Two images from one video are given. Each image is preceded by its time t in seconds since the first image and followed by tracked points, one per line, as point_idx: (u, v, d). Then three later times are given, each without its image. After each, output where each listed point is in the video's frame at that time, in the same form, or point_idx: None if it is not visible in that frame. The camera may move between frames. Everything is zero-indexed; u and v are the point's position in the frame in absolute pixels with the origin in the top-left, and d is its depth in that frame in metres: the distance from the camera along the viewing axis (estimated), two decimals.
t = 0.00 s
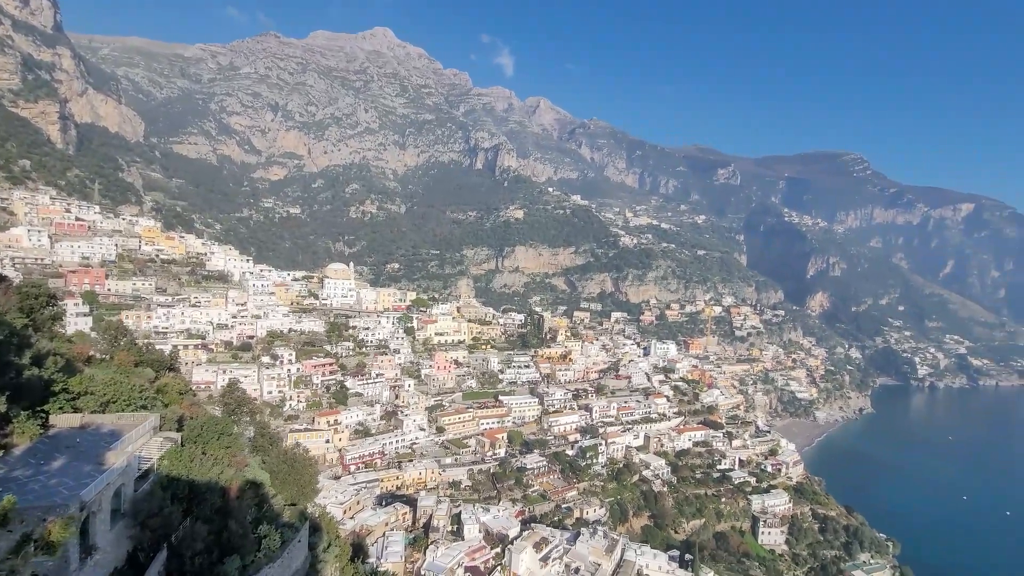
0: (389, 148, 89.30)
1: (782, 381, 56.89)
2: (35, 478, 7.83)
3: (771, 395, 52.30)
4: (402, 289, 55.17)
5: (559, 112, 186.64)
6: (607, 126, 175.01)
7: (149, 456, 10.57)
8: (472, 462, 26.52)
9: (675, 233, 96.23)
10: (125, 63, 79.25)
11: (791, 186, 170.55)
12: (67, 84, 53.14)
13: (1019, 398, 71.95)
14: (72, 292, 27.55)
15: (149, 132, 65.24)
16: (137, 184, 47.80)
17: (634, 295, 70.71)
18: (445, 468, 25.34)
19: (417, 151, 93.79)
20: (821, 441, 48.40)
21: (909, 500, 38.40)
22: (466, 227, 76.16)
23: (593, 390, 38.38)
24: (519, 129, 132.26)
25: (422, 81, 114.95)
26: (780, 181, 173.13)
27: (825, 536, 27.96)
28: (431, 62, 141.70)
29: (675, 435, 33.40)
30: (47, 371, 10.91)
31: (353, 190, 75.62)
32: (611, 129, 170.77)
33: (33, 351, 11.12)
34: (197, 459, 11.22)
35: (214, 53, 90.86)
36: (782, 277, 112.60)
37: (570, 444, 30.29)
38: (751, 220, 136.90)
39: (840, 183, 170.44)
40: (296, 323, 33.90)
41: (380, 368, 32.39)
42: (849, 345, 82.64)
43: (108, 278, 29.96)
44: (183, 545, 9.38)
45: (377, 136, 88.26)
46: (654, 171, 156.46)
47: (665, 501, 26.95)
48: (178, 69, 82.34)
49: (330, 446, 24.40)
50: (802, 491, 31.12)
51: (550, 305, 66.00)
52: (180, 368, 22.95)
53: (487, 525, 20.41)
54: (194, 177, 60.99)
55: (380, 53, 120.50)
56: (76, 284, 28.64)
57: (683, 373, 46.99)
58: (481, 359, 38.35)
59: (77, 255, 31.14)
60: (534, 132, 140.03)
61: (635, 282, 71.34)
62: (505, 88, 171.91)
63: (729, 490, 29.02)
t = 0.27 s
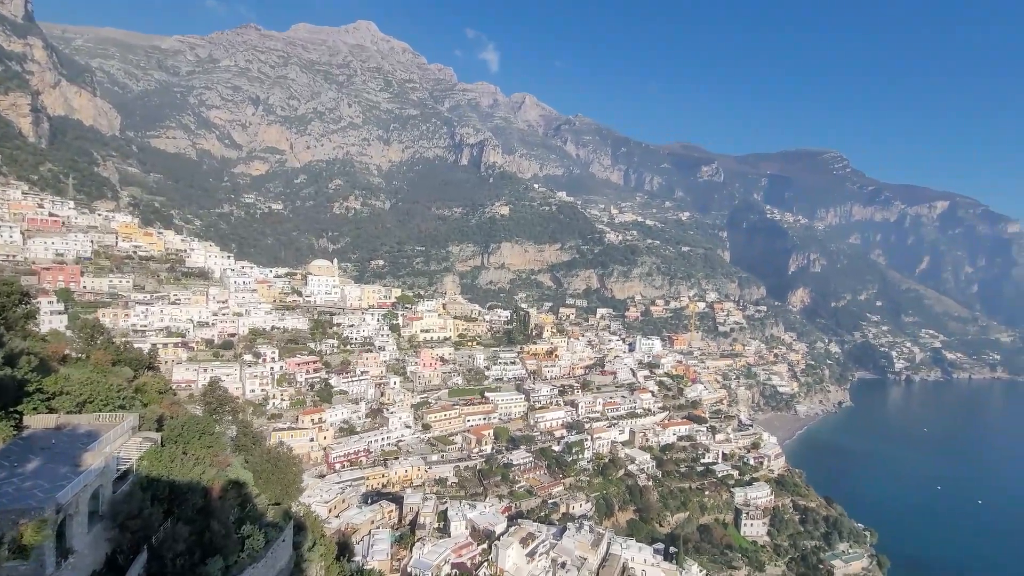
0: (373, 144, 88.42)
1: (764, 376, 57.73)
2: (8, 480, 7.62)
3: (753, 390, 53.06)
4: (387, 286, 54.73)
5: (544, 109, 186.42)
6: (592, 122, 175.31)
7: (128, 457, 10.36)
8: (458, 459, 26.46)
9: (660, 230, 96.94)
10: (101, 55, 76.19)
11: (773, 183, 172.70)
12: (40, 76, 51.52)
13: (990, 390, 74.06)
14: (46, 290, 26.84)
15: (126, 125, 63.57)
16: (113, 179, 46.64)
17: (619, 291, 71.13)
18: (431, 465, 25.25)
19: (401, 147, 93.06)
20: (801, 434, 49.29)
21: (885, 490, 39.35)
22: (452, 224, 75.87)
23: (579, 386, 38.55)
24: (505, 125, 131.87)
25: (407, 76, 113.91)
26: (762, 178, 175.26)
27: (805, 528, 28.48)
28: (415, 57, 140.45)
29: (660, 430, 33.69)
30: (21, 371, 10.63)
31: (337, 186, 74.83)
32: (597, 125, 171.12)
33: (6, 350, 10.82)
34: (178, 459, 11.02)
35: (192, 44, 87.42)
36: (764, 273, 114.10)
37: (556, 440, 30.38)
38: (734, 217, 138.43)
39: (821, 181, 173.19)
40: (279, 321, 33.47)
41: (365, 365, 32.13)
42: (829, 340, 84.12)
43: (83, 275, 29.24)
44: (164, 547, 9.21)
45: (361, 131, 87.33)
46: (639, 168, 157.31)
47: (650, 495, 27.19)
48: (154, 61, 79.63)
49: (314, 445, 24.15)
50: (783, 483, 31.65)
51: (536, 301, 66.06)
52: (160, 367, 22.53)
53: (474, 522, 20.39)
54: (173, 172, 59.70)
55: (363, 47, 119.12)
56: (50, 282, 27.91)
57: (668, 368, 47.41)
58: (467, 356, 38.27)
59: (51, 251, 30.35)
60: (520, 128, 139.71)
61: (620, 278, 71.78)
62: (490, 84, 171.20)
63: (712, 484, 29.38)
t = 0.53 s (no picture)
0: (357, 138, 87.49)
1: (746, 370, 58.53)
2: None
3: (736, 384, 53.79)
4: (371, 282, 54.27)
5: (529, 104, 185.98)
6: (577, 119, 175.41)
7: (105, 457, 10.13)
8: (444, 455, 26.40)
9: (645, 226, 97.55)
10: (74, 45, 72.70)
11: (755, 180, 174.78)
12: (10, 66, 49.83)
13: (963, 382, 76.16)
14: (18, 287, 26.11)
15: (100, 117, 61.74)
16: (88, 173, 45.41)
17: (604, 287, 71.51)
18: (417, 462, 25.14)
19: (385, 141, 92.25)
20: (781, 427, 50.13)
21: (863, 481, 40.25)
22: (437, 219, 75.53)
23: (565, 381, 38.70)
24: (490, 121, 131.29)
25: (391, 70, 112.71)
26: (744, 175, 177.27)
27: (786, 519, 29.03)
28: (399, 51, 138.99)
29: (644, 424, 33.99)
30: None
31: (320, 181, 73.99)
32: (582, 122, 171.24)
33: None
34: (158, 458, 10.82)
35: (170, 35, 84.79)
36: (746, 269, 115.56)
37: (542, 435, 30.44)
38: (718, 213, 139.87)
39: (802, 178, 175.74)
40: (262, 317, 33.02)
41: (349, 362, 31.86)
42: (810, 334, 85.55)
43: (57, 271, 28.52)
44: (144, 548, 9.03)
45: (344, 125, 86.28)
46: (623, 165, 157.99)
47: (634, 489, 27.44)
48: (130, 51, 76.69)
49: (298, 443, 23.89)
50: (765, 475, 32.18)
51: (522, 297, 66.07)
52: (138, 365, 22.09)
53: (460, 518, 20.37)
54: (150, 166, 58.37)
55: (346, 39, 117.49)
56: (21, 278, 27.19)
57: (652, 364, 47.80)
58: (452, 352, 38.16)
59: (23, 247, 29.56)
60: (505, 123, 139.25)
61: (606, 274, 72.15)
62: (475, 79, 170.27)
63: (696, 477, 29.75)
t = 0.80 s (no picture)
0: (340, 132, 86.47)
1: (729, 365, 59.27)
2: None
3: (719, 379, 54.47)
4: (356, 278, 53.78)
5: (515, 99, 185.42)
6: (563, 115, 175.42)
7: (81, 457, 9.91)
8: (430, 451, 26.33)
9: (630, 222, 98.07)
10: (47, 34, 69.06)
11: (739, 176, 176.68)
12: None
13: (938, 376, 78.09)
14: None
15: (74, 109, 59.95)
16: (62, 166, 44.19)
17: (590, 283, 71.86)
18: (402, 458, 25.02)
19: (370, 136, 91.38)
20: (763, 421, 50.87)
21: (842, 472, 41.04)
22: (423, 215, 75.12)
23: (551, 377, 38.80)
24: (476, 116, 130.65)
25: (375, 63, 111.43)
26: (728, 172, 179.11)
27: (767, 510, 29.53)
28: (384, 44, 137.45)
29: (629, 419, 34.26)
30: None
31: (303, 175, 73.10)
32: (568, 118, 171.28)
33: None
34: (137, 458, 10.60)
35: (146, 25, 83.13)
36: (730, 265, 116.93)
37: (528, 431, 30.48)
38: (702, 210, 141.17)
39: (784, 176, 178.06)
40: (244, 314, 32.56)
41: (334, 359, 31.58)
42: (791, 330, 86.89)
43: (30, 267, 27.87)
44: (124, 549, 8.85)
45: (327, 119, 85.16)
46: (609, 161, 158.52)
47: (620, 483, 27.64)
48: (105, 41, 74.41)
49: (281, 441, 23.62)
50: (747, 468, 32.66)
51: (508, 293, 66.04)
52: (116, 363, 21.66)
53: (446, 514, 20.33)
54: (128, 159, 57.02)
55: (329, 32, 115.82)
56: None
57: (637, 359, 48.16)
58: (438, 348, 38.04)
59: None
60: (491, 118, 138.66)
61: (591, 270, 72.50)
62: (461, 74, 169.22)
63: (680, 470, 30.07)
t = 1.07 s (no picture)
0: (325, 127, 85.52)
1: (714, 361, 59.93)
2: None
3: (704, 374, 55.06)
4: (342, 274, 53.29)
5: (502, 95, 184.93)
6: (550, 111, 175.43)
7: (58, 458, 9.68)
8: (417, 448, 26.24)
9: (617, 219, 98.50)
10: (20, 23, 66.80)
11: (724, 174, 178.29)
12: None
13: (916, 371, 79.73)
14: None
15: (50, 101, 58.35)
16: (38, 160, 43.15)
17: (577, 279, 72.13)
18: (390, 456, 24.88)
19: (355, 131, 90.57)
20: (747, 415, 51.50)
21: (823, 465, 41.72)
22: (409, 211, 74.69)
23: (538, 373, 38.88)
24: (463, 111, 130.07)
25: (360, 57, 110.25)
26: (713, 169, 180.63)
27: (751, 503, 29.95)
28: (369, 38, 136.12)
29: (616, 414, 34.45)
30: None
31: (287, 170, 72.25)
32: (555, 114, 171.27)
33: None
34: (117, 458, 10.39)
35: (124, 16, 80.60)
36: (715, 261, 118.08)
37: (516, 427, 30.49)
38: (688, 207, 142.24)
39: (768, 173, 180.03)
40: (227, 311, 32.12)
41: (320, 356, 31.29)
42: (775, 325, 88.07)
43: (4, 264, 27.21)
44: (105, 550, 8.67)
45: (312, 113, 84.12)
46: (596, 158, 158.95)
47: (607, 478, 27.80)
48: (81, 32, 72.34)
49: (266, 439, 23.36)
50: (732, 462, 33.04)
51: (495, 290, 65.99)
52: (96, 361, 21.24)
53: (434, 510, 20.27)
54: (106, 153, 55.82)
55: (314, 25, 114.32)
56: None
57: (624, 355, 48.47)
58: (425, 345, 37.89)
59: None
60: (478, 114, 138.18)
61: (578, 266, 72.74)
62: (448, 69, 168.28)
63: (667, 465, 30.34)
